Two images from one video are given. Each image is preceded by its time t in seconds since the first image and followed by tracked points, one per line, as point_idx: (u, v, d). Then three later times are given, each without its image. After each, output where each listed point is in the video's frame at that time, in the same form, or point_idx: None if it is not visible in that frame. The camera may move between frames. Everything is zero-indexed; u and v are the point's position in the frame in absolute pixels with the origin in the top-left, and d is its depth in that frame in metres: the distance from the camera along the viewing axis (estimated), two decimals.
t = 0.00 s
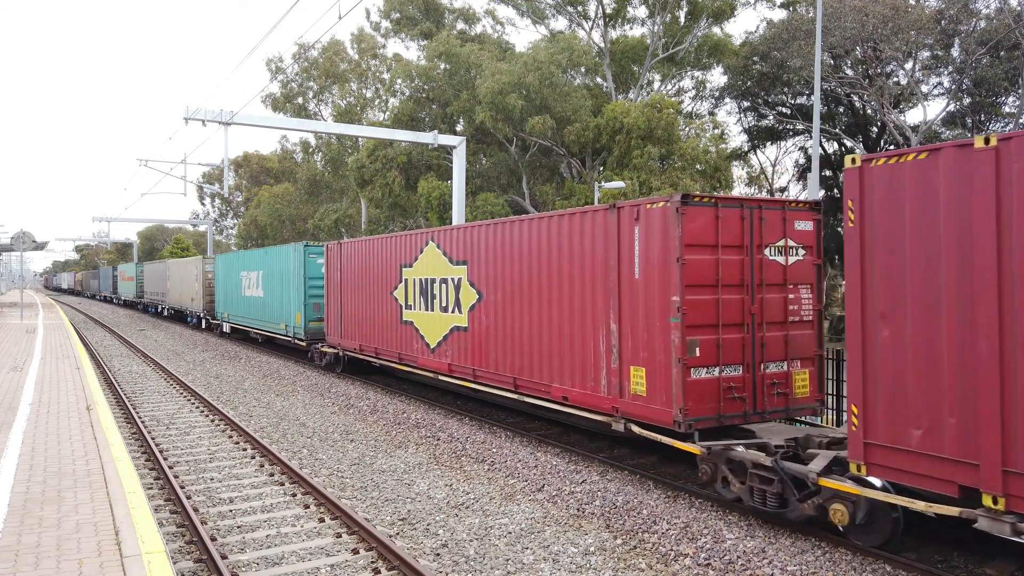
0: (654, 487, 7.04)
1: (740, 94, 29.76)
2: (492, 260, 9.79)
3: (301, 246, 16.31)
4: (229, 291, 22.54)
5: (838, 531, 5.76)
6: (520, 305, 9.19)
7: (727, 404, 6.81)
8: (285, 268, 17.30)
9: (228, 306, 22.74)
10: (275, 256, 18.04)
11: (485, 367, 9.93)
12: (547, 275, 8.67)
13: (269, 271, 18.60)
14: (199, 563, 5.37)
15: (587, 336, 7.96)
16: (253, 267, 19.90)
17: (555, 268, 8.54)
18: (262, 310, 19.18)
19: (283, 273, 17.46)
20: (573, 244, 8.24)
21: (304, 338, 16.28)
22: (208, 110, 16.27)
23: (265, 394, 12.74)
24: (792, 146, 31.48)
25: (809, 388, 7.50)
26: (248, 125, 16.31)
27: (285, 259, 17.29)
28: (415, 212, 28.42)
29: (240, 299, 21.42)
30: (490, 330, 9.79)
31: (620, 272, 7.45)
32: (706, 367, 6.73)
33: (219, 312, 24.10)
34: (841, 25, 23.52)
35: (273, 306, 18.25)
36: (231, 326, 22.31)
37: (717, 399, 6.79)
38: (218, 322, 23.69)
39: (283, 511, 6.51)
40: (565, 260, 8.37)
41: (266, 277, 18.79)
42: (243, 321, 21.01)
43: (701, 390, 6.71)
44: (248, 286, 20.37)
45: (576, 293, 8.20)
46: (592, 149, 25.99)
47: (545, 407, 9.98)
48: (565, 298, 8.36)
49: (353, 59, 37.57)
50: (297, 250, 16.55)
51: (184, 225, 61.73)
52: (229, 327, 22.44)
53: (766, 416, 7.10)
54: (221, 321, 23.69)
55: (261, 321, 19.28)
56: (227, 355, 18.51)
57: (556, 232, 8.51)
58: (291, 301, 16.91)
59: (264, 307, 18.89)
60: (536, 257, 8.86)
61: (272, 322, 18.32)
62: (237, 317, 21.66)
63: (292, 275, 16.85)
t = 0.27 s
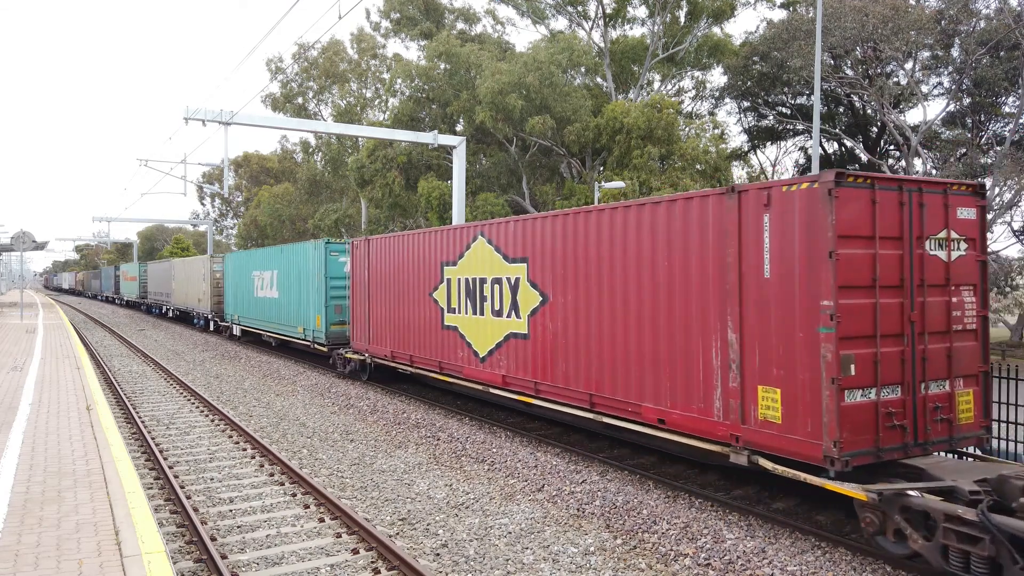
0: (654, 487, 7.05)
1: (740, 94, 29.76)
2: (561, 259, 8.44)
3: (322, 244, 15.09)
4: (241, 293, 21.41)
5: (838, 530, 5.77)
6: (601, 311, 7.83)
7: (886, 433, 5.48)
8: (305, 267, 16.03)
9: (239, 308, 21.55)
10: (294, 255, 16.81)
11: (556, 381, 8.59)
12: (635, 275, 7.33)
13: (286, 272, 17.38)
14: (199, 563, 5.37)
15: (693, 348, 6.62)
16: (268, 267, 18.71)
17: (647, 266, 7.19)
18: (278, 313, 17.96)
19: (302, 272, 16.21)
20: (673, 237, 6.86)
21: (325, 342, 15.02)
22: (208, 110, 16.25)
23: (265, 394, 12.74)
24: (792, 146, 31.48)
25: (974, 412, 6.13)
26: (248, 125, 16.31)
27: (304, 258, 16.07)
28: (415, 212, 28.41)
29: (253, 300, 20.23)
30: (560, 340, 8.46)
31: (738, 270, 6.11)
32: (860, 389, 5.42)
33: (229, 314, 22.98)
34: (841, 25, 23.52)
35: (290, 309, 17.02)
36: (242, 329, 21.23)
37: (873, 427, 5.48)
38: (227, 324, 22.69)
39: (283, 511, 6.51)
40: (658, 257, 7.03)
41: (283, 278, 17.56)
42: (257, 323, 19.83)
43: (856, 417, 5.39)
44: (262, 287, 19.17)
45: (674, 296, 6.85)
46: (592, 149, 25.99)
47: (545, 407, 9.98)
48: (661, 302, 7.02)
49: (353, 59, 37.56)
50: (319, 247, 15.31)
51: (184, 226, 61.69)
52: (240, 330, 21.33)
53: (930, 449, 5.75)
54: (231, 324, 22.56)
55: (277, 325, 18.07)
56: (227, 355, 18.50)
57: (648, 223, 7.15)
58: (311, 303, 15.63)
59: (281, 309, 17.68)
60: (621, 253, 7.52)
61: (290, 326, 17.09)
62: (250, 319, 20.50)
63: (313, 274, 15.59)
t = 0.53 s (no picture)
0: (654, 487, 7.05)
1: (740, 94, 29.78)
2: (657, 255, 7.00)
3: (346, 240, 13.82)
4: (253, 294, 20.21)
5: (838, 530, 5.77)
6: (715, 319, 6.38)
7: None
8: (327, 266, 14.74)
9: (250, 310, 20.28)
10: (314, 254, 15.52)
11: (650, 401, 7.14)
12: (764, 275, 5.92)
13: (304, 271, 16.09)
14: (199, 563, 5.37)
15: (856, 364, 5.20)
16: (284, 267, 17.44)
17: (782, 263, 5.78)
18: (295, 315, 16.66)
19: (324, 272, 14.91)
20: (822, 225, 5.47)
21: (350, 347, 13.66)
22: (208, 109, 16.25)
23: (265, 394, 12.74)
24: (792, 146, 31.49)
25: None
26: (248, 124, 16.31)
27: (326, 256, 14.80)
28: (415, 212, 28.41)
29: (266, 302, 18.95)
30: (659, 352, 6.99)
31: (924, 268, 4.76)
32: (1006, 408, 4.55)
33: (240, 316, 21.77)
34: (841, 25, 23.52)
35: (309, 311, 15.71)
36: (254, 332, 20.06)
37: None
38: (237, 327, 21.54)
39: (283, 511, 6.51)
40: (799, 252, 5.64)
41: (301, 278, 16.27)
42: (271, 327, 18.53)
43: None
44: (277, 288, 17.86)
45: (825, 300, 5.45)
46: (592, 148, 25.99)
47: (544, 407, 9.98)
48: (805, 307, 5.59)
49: (353, 59, 37.54)
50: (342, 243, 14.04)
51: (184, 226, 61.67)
52: (251, 333, 20.14)
53: None
54: (241, 326, 21.35)
55: (294, 329, 16.74)
56: (227, 355, 18.50)
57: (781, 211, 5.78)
58: (333, 304, 14.31)
59: (298, 311, 16.41)
60: (739, 250, 6.14)
61: (309, 329, 15.78)
62: (263, 322, 19.21)
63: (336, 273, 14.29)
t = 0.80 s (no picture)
0: (654, 487, 7.04)
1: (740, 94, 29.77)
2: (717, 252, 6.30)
3: (376, 236, 12.69)
4: (267, 297, 19.05)
5: (839, 530, 5.76)
6: (791, 323, 5.71)
7: None
8: (354, 265, 13.60)
9: (264, 313, 19.11)
10: (338, 252, 14.36)
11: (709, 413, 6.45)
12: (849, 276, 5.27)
13: (327, 271, 14.93)
14: (199, 563, 5.37)
15: (903, 367, 4.94)
16: (304, 268, 16.29)
17: (867, 263, 5.17)
18: (316, 319, 15.48)
19: (350, 271, 13.77)
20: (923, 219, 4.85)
21: (380, 354, 12.50)
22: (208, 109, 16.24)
23: (265, 394, 12.74)
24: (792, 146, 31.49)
25: None
26: (248, 124, 16.30)
27: (353, 255, 13.68)
28: (415, 212, 28.42)
29: (283, 305, 17.77)
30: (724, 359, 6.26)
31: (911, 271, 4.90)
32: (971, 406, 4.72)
33: (251, 320, 20.63)
34: (841, 25, 23.52)
35: (333, 314, 14.56)
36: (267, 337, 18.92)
37: None
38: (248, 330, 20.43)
39: (282, 511, 6.52)
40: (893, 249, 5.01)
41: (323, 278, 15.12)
42: (287, 332, 17.36)
43: None
44: (296, 290, 16.68)
45: (927, 302, 4.82)
46: (592, 148, 25.99)
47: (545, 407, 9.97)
48: (899, 312, 4.97)
49: (353, 59, 37.56)
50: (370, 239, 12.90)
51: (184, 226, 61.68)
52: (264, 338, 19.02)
53: None
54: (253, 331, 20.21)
55: (314, 333, 15.60)
56: (227, 356, 18.49)
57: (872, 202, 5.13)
58: (361, 306, 13.16)
59: (320, 315, 15.26)
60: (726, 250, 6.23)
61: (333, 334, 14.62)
62: (278, 327, 18.05)
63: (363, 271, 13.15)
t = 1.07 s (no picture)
0: (654, 487, 7.04)
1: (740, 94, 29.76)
2: (815, 246, 5.43)
3: (412, 232, 11.38)
4: (281, 298, 17.73)
5: (839, 530, 5.76)
6: (906, 328, 4.84)
7: None
8: (387, 263, 12.28)
9: (278, 313, 17.88)
10: (366, 249, 13.07)
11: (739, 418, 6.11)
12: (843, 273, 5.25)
13: (354, 271, 13.62)
14: (199, 563, 5.37)
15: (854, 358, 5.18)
16: (326, 267, 14.99)
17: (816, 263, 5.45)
18: (340, 322, 14.17)
19: (380, 269, 12.50)
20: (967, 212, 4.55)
21: (415, 362, 11.20)
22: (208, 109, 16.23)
23: (265, 394, 12.73)
24: (792, 146, 31.48)
25: None
26: (248, 124, 16.29)
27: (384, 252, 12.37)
28: (415, 212, 28.42)
29: (300, 307, 16.45)
30: (824, 368, 5.37)
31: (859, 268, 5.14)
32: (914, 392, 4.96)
33: (263, 323, 19.32)
34: (840, 25, 23.51)
35: (359, 318, 13.28)
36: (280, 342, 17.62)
37: None
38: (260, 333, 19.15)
39: (282, 511, 6.51)
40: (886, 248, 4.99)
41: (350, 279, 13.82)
42: (306, 336, 16.05)
43: None
44: (316, 290, 15.43)
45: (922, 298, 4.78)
46: (592, 148, 25.98)
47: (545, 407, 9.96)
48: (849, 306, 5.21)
49: (353, 59, 37.58)
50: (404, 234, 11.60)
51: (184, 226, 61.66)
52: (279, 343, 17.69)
53: None
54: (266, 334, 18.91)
55: (337, 338, 14.31)
56: (227, 356, 18.49)
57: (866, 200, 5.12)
58: (394, 307, 11.87)
59: (344, 318, 13.96)
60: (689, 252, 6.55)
61: (359, 339, 13.33)
62: (295, 331, 16.72)
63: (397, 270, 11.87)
